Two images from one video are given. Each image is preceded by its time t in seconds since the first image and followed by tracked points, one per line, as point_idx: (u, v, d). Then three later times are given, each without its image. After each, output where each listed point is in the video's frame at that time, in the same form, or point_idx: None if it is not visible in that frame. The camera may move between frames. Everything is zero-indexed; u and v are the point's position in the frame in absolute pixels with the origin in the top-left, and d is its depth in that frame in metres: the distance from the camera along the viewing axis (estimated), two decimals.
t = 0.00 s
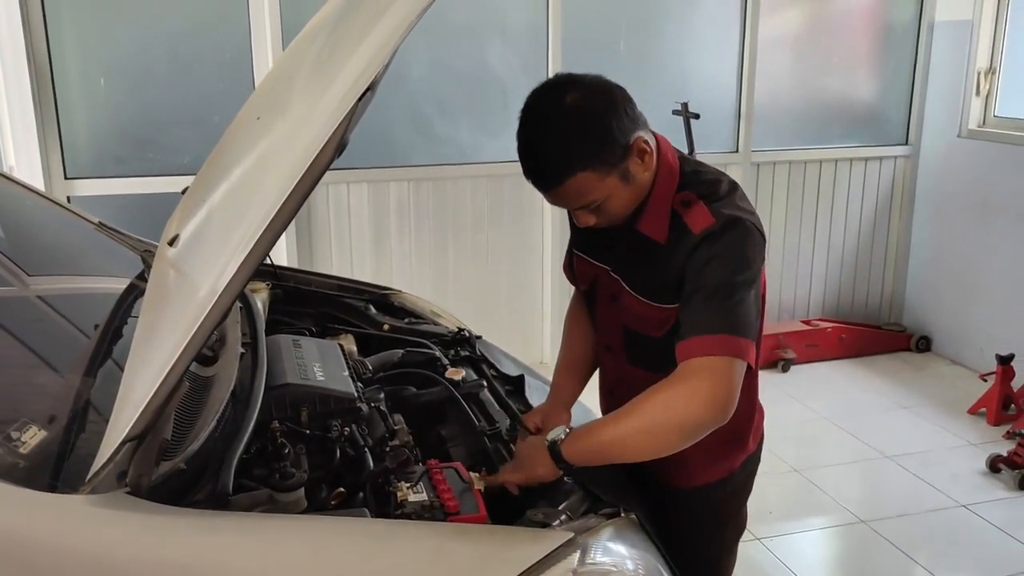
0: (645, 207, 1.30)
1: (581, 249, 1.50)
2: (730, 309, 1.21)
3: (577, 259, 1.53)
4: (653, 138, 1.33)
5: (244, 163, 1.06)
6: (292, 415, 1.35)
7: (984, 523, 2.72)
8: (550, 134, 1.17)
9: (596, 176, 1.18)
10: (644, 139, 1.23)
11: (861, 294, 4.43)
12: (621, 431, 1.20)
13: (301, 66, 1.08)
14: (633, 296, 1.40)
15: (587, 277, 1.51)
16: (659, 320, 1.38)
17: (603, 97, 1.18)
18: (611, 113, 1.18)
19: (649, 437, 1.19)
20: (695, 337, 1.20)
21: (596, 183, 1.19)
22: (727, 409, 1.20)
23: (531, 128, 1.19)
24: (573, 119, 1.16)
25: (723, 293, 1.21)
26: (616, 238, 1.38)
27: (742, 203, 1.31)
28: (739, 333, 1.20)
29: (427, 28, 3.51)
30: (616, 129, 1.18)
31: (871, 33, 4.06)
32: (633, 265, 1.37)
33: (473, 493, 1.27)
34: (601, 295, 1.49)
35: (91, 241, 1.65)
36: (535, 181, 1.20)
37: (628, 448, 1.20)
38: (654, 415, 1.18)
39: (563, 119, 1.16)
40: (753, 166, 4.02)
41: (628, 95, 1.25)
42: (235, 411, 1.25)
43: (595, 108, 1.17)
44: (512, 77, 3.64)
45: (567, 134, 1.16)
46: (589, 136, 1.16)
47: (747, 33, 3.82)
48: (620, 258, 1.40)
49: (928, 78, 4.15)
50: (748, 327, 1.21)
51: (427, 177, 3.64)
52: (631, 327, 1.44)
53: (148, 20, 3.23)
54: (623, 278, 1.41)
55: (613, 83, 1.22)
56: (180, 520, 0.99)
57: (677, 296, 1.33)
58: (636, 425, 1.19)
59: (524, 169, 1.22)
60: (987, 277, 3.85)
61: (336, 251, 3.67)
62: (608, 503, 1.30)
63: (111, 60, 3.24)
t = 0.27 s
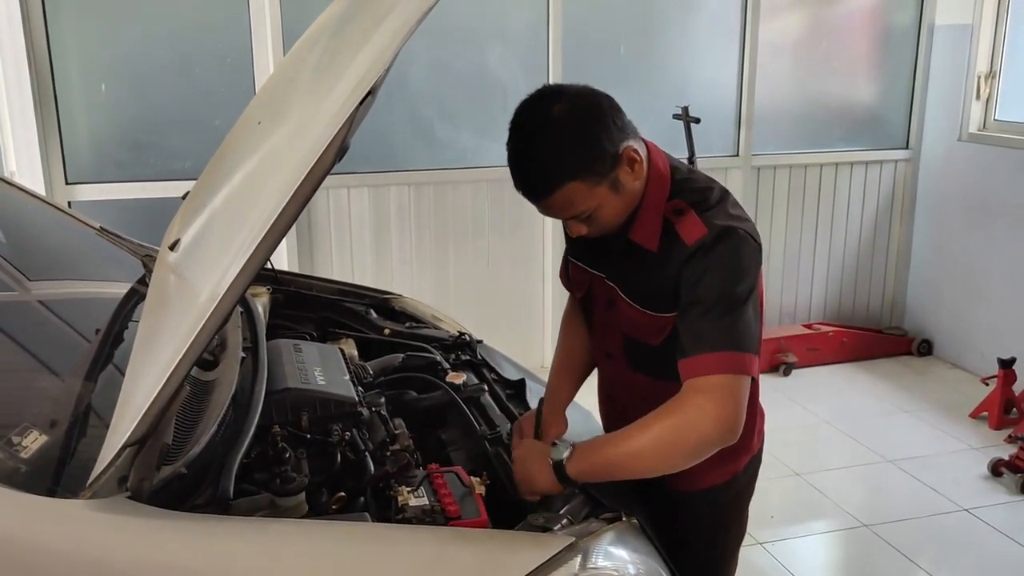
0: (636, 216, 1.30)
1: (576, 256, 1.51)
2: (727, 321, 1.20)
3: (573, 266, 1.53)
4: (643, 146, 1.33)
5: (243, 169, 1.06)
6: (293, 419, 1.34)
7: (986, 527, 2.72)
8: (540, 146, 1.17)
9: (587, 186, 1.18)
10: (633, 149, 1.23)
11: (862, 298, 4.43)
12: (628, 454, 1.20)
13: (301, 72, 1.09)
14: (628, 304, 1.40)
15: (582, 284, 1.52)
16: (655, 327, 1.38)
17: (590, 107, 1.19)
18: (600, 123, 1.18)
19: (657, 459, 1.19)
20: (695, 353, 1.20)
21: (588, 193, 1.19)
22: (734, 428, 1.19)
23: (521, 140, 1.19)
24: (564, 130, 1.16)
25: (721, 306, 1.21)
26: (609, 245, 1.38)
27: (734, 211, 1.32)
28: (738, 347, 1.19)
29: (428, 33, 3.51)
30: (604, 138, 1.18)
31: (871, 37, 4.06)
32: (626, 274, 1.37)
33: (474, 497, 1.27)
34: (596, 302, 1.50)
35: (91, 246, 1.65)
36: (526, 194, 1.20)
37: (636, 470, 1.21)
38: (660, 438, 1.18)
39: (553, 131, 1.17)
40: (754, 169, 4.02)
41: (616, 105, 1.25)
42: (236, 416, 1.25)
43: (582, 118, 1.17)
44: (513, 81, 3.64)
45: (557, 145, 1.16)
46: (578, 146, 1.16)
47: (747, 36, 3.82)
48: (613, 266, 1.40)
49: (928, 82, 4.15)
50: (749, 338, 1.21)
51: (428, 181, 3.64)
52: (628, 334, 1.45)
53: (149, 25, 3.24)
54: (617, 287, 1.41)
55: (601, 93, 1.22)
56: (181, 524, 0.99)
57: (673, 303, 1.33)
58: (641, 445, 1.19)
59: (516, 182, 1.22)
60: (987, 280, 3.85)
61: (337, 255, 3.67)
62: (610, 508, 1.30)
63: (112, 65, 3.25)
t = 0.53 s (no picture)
0: (631, 219, 1.31)
1: (572, 261, 1.51)
2: (727, 318, 1.21)
3: (570, 271, 1.53)
4: (637, 149, 1.34)
5: (243, 171, 1.07)
6: (293, 420, 1.34)
7: (986, 528, 2.72)
8: (534, 153, 1.17)
9: (582, 192, 1.18)
10: (626, 153, 1.23)
11: (863, 299, 4.43)
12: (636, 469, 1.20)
13: (302, 73, 1.09)
14: (626, 307, 1.40)
15: (579, 287, 1.52)
16: (653, 330, 1.38)
17: (582, 114, 1.19)
18: (592, 128, 1.18)
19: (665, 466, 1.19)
20: (695, 352, 1.20)
21: (582, 199, 1.19)
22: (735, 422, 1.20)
23: (515, 148, 1.19)
24: (556, 136, 1.16)
25: (721, 303, 1.21)
26: (606, 248, 1.38)
27: (730, 210, 1.32)
28: (738, 345, 1.20)
29: (428, 34, 3.51)
30: (597, 144, 1.18)
31: (871, 38, 4.06)
32: (624, 277, 1.37)
33: (474, 498, 1.27)
34: (593, 306, 1.50)
35: (92, 247, 1.65)
36: (521, 202, 1.20)
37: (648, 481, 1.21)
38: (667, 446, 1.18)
39: (546, 137, 1.17)
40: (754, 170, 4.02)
41: (608, 109, 1.25)
42: (237, 417, 1.25)
43: (574, 125, 1.17)
44: (513, 82, 3.64)
45: (550, 152, 1.16)
46: (571, 152, 1.16)
47: (747, 37, 3.82)
48: (611, 270, 1.40)
49: (928, 83, 4.15)
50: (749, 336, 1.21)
51: (429, 182, 3.64)
52: (626, 337, 1.45)
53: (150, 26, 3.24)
54: (615, 290, 1.41)
55: (591, 98, 1.23)
56: (182, 525, 0.99)
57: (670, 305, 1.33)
58: (647, 448, 1.19)
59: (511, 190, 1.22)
60: (988, 281, 3.85)
61: (337, 256, 3.68)
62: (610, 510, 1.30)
63: (112, 66, 3.25)
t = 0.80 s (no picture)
0: (633, 218, 1.31)
1: (574, 260, 1.51)
2: (737, 331, 1.22)
3: (573, 270, 1.53)
4: (636, 148, 1.34)
5: (244, 170, 1.07)
6: (294, 418, 1.34)
7: (986, 526, 2.72)
8: (533, 154, 1.17)
9: (581, 192, 1.18)
10: (625, 152, 1.24)
11: (863, 298, 4.43)
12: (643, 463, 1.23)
13: (302, 71, 1.09)
14: (629, 305, 1.40)
15: (581, 287, 1.52)
16: (655, 329, 1.39)
17: (580, 114, 1.19)
18: (590, 128, 1.18)
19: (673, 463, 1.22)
20: (705, 366, 1.21)
21: (582, 199, 1.19)
22: (746, 430, 1.22)
23: (514, 149, 1.19)
24: (554, 137, 1.17)
25: (730, 316, 1.22)
26: (608, 248, 1.38)
27: (733, 209, 1.32)
28: (748, 351, 1.21)
29: (428, 33, 3.51)
30: (595, 144, 1.18)
31: (871, 37, 4.06)
32: (626, 276, 1.38)
33: (476, 496, 1.28)
34: (595, 305, 1.50)
35: (92, 246, 1.65)
36: (522, 203, 1.20)
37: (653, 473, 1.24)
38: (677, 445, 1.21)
39: (544, 138, 1.17)
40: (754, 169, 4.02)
41: (606, 109, 1.25)
42: (238, 415, 1.25)
43: (572, 126, 1.17)
44: (513, 81, 3.64)
45: (549, 153, 1.16)
46: (570, 152, 1.16)
47: (747, 36, 3.82)
48: (613, 268, 1.40)
49: (928, 82, 4.15)
50: (758, 346, 1.22)
51: (429, 181, 3.64)
52: (628, 336, 1.45)
53: (150, 25, 3.24)
54: (617, 288, 1.41)
55: (589, 98, 1.23)
56: (184, 522, 0.99)
57: (674, 305, 1.34)
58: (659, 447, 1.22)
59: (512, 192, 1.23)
60: (988, 280, 3.85)
61: (338, 255, 3.68)
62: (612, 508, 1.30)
63: (113, 65, 3.25)
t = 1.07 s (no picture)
0: (637, 218, 1.31)
1: (576, 260, 1.51)
2: (739, 333, 1.21)
3: (575, 270, 1.53)
4: (639, 147, 1.34)
5: (245, 168, 1.06)
6: (294, 418, 1.34)
7: (986, 526, 2.72)
8: (535, 154, 1.16)
9: (584, 192, 1.18)
10: (628, 151, 1.23)
11: (863, 299, 4.43)
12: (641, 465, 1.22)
13: (302, 70, 1.09)
14: (630, 305, 1.40)
15: (583, 287, 1.52)
16: (657, 329, 1.39)
17: (582, 113, 1.19)
18: (593, 127, 1.18)
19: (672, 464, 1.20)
20: (706, 366, 1.21)
21: (585, 199, 1.19)
22: (746, 432, 1.21)
23: (516, 149, 1.19)
24: (557, 136, 1.16)
25: (732, 317, 1.22)
26: (610, 248, 1.38)
27: (736, 208, 1.31)
28: (748, 354, 1.21)
29: (429, 33, 3.51)
30: (597, 143, 1.18)
31: (871, 37, 4.06)
32: (628, 276, 1.37)
33: (476, 496, 1.27)
34: (597, 305, 1.50)
35: (92, 246, 1.65)
36: (525, 203, 1.20)
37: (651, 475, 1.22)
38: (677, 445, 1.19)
39: (547, 138, 1.16)
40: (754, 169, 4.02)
41: (609, 107, 1.25)
42: (237, 414, 1.24)
43: (575, 125, 1.17)
44: (514, 81, 3.64)
45: (552, 153, 1.16)
46: (573, 153, 1.16)
47: (748, 36, 3.82)
48: (615, 268, 1.40)
49: (928, 82, 4.15)
50: (759, 347, 1.22)
51: (429, 181, 3.64)
52: (629, 335, 1.45)
53: (150, 25, 3.24)
54: (619, 288, 1.41)
55: (592, 97, 1.23)
56: (183, 522, 0.99)
57: (675, 305, 1.33)
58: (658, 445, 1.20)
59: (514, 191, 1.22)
60: (988, 280, 3.85)
61: (338, 255, 3.67)
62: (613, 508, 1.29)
63: (112, 65, 3.25)
